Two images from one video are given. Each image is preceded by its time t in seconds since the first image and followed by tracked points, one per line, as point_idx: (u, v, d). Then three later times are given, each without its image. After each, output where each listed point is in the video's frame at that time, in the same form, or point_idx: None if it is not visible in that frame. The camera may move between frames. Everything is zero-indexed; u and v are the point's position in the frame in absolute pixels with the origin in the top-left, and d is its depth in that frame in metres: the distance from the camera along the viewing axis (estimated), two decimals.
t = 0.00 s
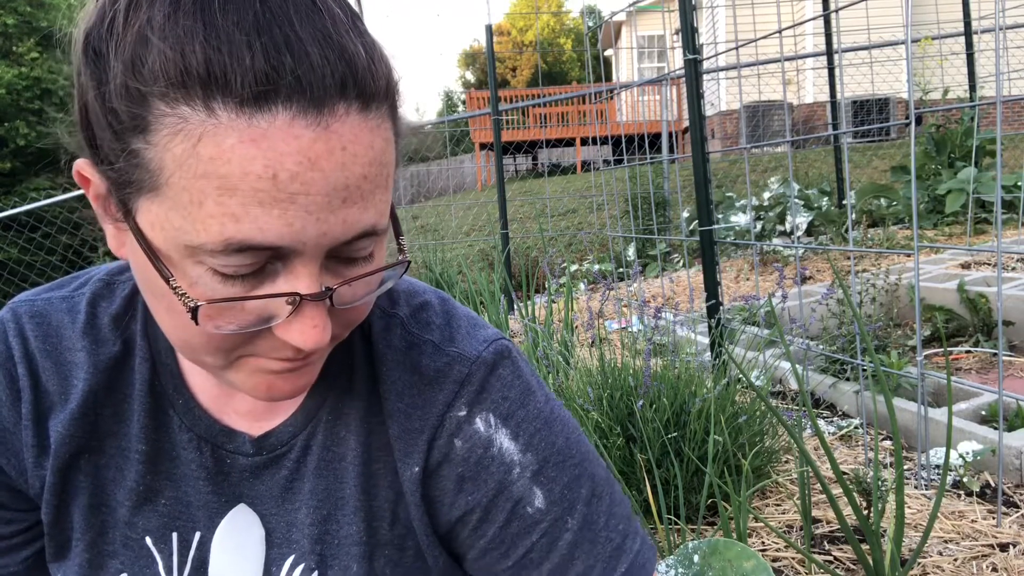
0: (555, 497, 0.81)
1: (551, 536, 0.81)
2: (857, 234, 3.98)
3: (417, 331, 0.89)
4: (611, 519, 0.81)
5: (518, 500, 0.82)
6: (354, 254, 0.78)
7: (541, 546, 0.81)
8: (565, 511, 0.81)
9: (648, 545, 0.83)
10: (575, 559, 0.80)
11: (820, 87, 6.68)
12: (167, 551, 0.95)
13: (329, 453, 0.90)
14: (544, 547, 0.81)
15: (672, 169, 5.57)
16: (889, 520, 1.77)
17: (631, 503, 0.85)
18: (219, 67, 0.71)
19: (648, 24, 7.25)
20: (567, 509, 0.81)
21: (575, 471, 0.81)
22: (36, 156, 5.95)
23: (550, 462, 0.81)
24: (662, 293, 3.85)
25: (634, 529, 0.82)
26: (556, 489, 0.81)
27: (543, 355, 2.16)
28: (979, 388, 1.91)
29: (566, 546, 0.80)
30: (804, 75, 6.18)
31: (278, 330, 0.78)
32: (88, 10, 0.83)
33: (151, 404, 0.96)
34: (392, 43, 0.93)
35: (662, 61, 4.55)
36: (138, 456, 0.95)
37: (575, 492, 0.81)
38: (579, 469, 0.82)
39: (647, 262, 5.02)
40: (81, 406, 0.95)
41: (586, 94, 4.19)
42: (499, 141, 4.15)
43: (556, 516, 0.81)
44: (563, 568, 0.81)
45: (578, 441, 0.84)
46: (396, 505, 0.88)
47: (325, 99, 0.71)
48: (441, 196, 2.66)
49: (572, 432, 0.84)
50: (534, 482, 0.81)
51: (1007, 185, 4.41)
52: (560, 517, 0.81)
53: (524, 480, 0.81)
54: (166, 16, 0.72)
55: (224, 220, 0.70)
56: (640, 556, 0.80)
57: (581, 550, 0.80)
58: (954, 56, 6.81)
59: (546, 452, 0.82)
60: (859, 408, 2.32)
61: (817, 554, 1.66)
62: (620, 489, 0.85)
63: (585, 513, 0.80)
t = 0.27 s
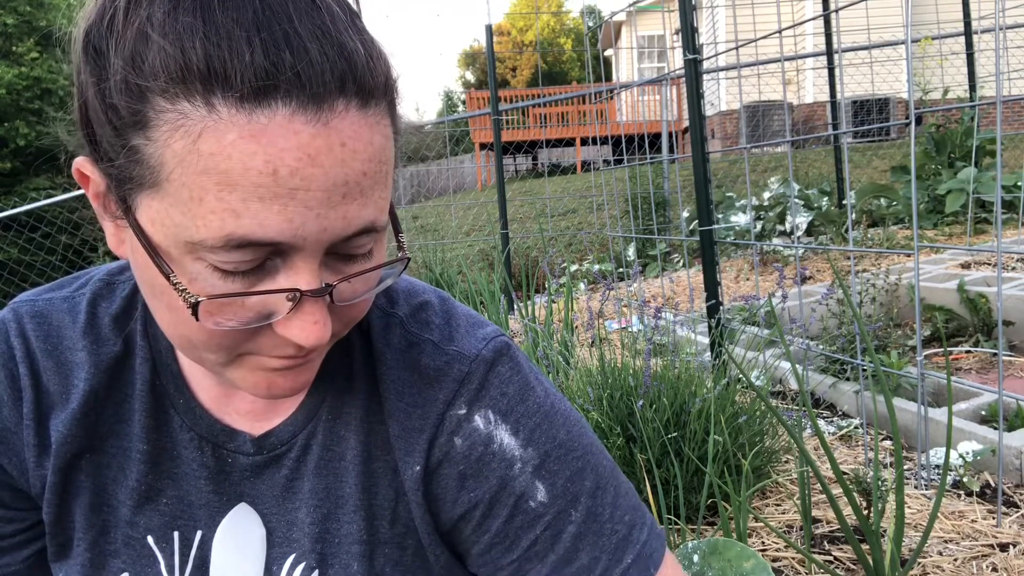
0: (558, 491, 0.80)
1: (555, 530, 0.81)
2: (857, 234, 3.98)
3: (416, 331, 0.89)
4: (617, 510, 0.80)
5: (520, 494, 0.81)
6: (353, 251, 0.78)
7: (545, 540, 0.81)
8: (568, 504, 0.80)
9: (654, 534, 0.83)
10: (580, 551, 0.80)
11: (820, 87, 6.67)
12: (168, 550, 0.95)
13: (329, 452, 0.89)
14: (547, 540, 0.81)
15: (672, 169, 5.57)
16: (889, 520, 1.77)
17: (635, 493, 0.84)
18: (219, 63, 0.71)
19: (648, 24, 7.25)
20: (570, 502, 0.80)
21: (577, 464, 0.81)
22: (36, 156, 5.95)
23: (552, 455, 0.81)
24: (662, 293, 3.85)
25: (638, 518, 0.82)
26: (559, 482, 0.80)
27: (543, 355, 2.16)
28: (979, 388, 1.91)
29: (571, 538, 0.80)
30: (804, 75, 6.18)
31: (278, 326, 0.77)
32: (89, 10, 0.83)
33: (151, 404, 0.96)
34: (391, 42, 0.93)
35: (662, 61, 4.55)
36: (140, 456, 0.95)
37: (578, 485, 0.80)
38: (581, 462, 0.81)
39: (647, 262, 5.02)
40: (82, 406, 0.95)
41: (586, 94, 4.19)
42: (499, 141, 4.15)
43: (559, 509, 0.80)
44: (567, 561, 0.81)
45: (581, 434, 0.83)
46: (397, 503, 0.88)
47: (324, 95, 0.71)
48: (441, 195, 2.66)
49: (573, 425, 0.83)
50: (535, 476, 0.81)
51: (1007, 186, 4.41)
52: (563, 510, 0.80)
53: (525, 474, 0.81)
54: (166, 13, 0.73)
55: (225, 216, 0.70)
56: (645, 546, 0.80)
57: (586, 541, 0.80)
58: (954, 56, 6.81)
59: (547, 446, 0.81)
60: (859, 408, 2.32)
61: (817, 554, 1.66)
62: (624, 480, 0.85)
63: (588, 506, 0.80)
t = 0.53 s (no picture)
0: (554, 492, 0.80)
1: (551, 532, 0.80)
2: (857, 234, 3.98)
3: (413, 329, 0.90)
4: (615, 513, 0.80)
5: (516, 496, 0.81)
6: (350, 248, 0.78)
7: (540, 543, 0.81)
8: (564, 506, 0.79)
9: (654, 537, 0.82)
10: (576, 554, 0.79)
11: (821, 87, 6.67)
12: (167, 550, 0.95)
13: (326, 452, 0.90)
14: (543, 543, 0.81)
15: (672, 169, 5.57)
16: (889, 520, 1.77)
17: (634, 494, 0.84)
18: (215, 59, 0.71)
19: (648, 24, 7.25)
20: (567, 504, 0.80)
21: (575, 465, 0.80)
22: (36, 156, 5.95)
23: (548, 457, 0.80)
24: (662, 292, 3.85)
25: (638, 521, 0.81)
26: (555, 484, 0.80)
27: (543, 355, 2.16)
28: (979, 388, 1.91)
29: (567, 541, 0.79)
30: (804, 75, 6.18)
31: (276, 324, 0.77)
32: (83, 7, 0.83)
33: (150, 404, 0.96)
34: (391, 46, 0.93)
35: (663, 61, 4.55)
36: (139, 456, 0.95)
37: (574, 487, 0.80)
38: (578, 463, 0.80)
39: (647, 262, 5.02)
40: (81, 407, 0.95)
41: (587, 94, 4.19)
42: (499, 141, 4.15)
43: (555, 512, 0.80)
44: (563, 564, 0.80)
45: (579, 434, 0.83)
46: (395, 502, 0.88)
47: (320, 91, 0.71)
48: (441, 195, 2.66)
49: (571, 425, 0.83)
50: (531, 477, 0.80)
51: (1007, 185, 4.41)
52: (559, 513, 0.80)
53: (521, 476, 0.81)
54: (161, 10, 0.73)
55: (222, 213, 0.70)
56: (643, 550, 0.80)
57: (583, 545, 0.79)
58: (954, 56, 6.82)
59: (543, 447, 0.81)
60: (858, 408, 2.32)
61: (817, 554, 1.66)
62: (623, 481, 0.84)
63: (585, 508, 0.79)
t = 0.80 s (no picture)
0: (567, 462, 0.79)
1: (568, 500, 0.79)
2: (857, 234, 3.98)
3: (411, 322, 0.89)
4: (628, 473, 0.80)
5: (530, 470, 0.80)
6: (346, 244, 0.78)
7: (559, 512, 0.80)
8: (578, 474, 0.79)
9: (669, 495, 0.81)
10: (595, 518, 0.79)
11: (821, 87, 6.67)
12: (168, 549, 0.94)
13: (327, 448, 0.89)
14: (562, 512, 0.80)
15: (672, 170, 5.57)
16: (889, 520, 1.76)
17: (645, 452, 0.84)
18: (207, 57, 0.71)
19: (648, 24, 7.25)
20: (580, 471, 0.79)
21: (581, 434, 0.80)
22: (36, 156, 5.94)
23: (556, 428, 0.80)
24: (662, 293, 3.85)
25: (651, 480, 0.80)
26: (566, 454, 0.79)
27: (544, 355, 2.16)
28: (979, 388, 1.91)
29: (585, 507, 0.79)
30: (804, 75, 6.18)
31: (273, 321, 0.78)
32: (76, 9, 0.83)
33: (150, 404, 0.96)
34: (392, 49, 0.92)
35: (662, 61, 4.55)
36: (139, 456, 0.95)
37: (585, 454, 0.79)
38: (586, 431, 0.81)
39: (647, 262, 5.02)
40: (81, 409, 0.95)
41: (587, 95, 4.19)
42: (499, 141, 4.15)
43: (569, 481, 0.79)
44: (584, 530, 0.79)
45: (582, 404, 0.83)
46: (396, 498, 0.88)
47: (313, 88, 0.71)
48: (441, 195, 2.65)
49: (573, 396, 0.83)
50: (542, 450, 0.80)
51: (1007, 186, 4.41)
52: (575, 480, 0.79)
53: (533, 450, 0.80)
54: (153, 8, 0.73)
55: (217, 211, 0.70)
56: (661, 506, 0.79)
57: (600, 509, 0.79)
58: (954, 56, 6.81)
59: (550, 420, 0.81)
60: (858, 408, 2.32)
61: (817, 554, 1.66)
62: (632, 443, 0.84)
63: (598, 473, 0.79)
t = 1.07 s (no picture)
0: (561, 480, 0.79)
1: (561, 519, 0.79)
2: (857, 234, 3.98)
3: (413, 328, 0.89)
4: (622, 498, 0.80)
5: (523, 485, 0.80)
6: (346, 244, 0.78)
7: (552, 531, 0.80)
8: (572, 494, 0.79)
9: (660, 522, 0.82)
10: (588, 540, 0.79)
11: (821, 87, 6.67)
12: (168, 548, 0.94)
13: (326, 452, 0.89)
14: (554, 530, 0.80)
15: (672, 169, 5.57)
16: (889, 520, 1.76)
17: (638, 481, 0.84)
18: (208, 54, 0.72)
19: (648, 24, 7.24)
20: (575, 491, 0.79)
21: (578, 452, 0.80)
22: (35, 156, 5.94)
23: (552, 445, 0.80)
24: (662, 293, 3.85)
25: (644, 507, 0.81)
26: (562, 472, 0.80)
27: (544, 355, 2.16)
28: (979, 388, 1.91)
29: (578, 528, 0.79)
30: (804, 75, 6.18)
31: (271, 319, 0.77)
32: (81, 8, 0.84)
33: (152, 402, 0.96)
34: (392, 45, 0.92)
35: (663, 61, 4.55)
36: (140, 454, 0.95)
37: (581, 474, 0.80)
38: (583, 451, 0.81)
39: (647, 262, 5.02)
40: (83, 406, 0.95)
41: (586, 94, 4.19)
42: (499, 141, 4.15)
43: (564, 499, 0.79)
44: (575, 551, 0.79)
45: (580, 425, 0.83)
46: (395, 500, 0.88)
47: (313, 86, 0.71)
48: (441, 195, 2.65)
49: (573, 416, 0.83)
50: (537, 466, 0.80)
51: (1007, 186, 4.41)
52: (568, 500, 0.79)
53: (527, 465, 0.80)
54: (156, 6, 0.73)
55: (215, 208, 0.70)
56: (653, 534, 0.80)
57: (593, 531, 0.79)
58: (954, 56, 6.81)
59: (547, 436, 0.81)
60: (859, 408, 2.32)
61: (817, 554, 1.66)
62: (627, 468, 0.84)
63: (593, 494, 0.79)
